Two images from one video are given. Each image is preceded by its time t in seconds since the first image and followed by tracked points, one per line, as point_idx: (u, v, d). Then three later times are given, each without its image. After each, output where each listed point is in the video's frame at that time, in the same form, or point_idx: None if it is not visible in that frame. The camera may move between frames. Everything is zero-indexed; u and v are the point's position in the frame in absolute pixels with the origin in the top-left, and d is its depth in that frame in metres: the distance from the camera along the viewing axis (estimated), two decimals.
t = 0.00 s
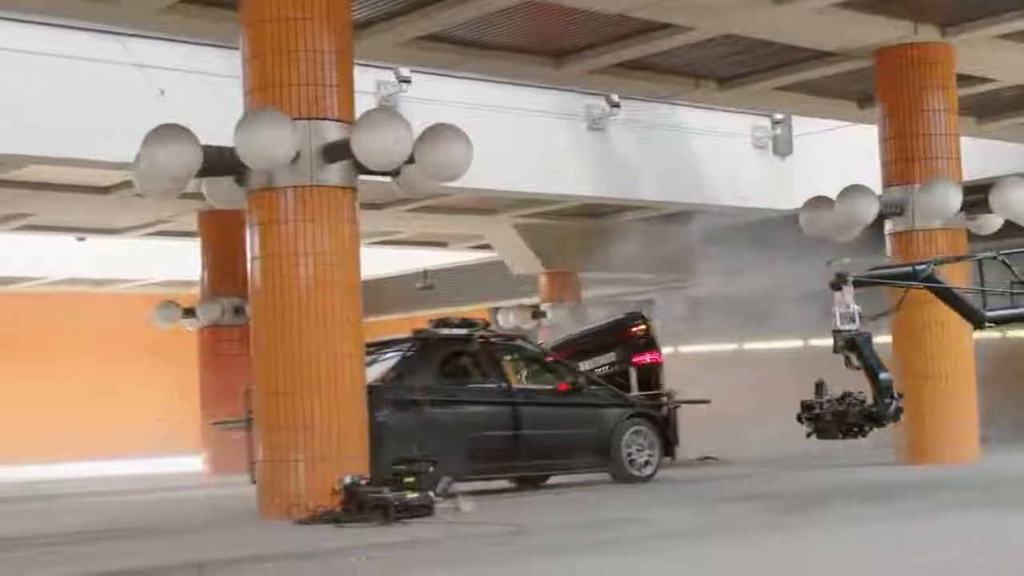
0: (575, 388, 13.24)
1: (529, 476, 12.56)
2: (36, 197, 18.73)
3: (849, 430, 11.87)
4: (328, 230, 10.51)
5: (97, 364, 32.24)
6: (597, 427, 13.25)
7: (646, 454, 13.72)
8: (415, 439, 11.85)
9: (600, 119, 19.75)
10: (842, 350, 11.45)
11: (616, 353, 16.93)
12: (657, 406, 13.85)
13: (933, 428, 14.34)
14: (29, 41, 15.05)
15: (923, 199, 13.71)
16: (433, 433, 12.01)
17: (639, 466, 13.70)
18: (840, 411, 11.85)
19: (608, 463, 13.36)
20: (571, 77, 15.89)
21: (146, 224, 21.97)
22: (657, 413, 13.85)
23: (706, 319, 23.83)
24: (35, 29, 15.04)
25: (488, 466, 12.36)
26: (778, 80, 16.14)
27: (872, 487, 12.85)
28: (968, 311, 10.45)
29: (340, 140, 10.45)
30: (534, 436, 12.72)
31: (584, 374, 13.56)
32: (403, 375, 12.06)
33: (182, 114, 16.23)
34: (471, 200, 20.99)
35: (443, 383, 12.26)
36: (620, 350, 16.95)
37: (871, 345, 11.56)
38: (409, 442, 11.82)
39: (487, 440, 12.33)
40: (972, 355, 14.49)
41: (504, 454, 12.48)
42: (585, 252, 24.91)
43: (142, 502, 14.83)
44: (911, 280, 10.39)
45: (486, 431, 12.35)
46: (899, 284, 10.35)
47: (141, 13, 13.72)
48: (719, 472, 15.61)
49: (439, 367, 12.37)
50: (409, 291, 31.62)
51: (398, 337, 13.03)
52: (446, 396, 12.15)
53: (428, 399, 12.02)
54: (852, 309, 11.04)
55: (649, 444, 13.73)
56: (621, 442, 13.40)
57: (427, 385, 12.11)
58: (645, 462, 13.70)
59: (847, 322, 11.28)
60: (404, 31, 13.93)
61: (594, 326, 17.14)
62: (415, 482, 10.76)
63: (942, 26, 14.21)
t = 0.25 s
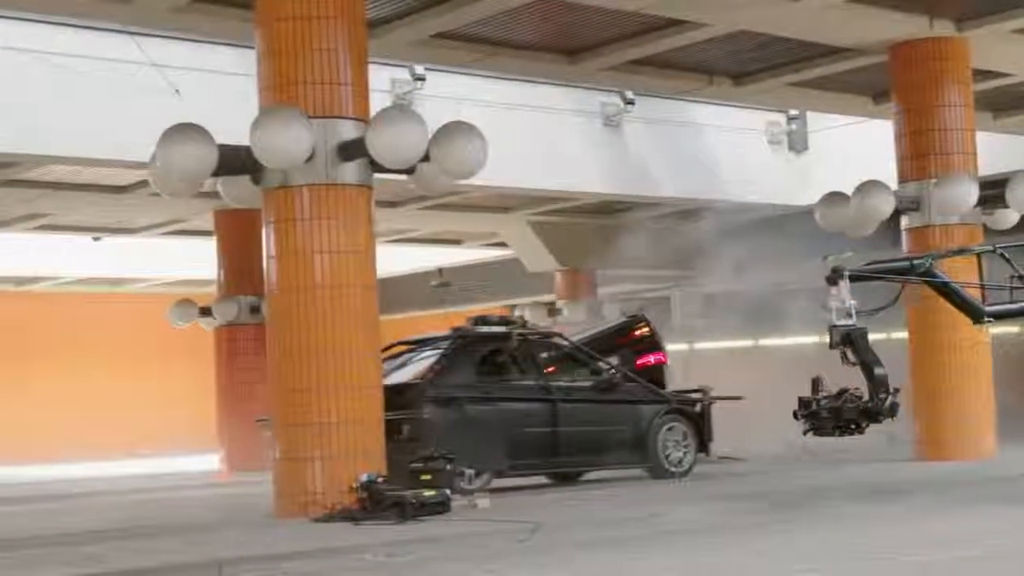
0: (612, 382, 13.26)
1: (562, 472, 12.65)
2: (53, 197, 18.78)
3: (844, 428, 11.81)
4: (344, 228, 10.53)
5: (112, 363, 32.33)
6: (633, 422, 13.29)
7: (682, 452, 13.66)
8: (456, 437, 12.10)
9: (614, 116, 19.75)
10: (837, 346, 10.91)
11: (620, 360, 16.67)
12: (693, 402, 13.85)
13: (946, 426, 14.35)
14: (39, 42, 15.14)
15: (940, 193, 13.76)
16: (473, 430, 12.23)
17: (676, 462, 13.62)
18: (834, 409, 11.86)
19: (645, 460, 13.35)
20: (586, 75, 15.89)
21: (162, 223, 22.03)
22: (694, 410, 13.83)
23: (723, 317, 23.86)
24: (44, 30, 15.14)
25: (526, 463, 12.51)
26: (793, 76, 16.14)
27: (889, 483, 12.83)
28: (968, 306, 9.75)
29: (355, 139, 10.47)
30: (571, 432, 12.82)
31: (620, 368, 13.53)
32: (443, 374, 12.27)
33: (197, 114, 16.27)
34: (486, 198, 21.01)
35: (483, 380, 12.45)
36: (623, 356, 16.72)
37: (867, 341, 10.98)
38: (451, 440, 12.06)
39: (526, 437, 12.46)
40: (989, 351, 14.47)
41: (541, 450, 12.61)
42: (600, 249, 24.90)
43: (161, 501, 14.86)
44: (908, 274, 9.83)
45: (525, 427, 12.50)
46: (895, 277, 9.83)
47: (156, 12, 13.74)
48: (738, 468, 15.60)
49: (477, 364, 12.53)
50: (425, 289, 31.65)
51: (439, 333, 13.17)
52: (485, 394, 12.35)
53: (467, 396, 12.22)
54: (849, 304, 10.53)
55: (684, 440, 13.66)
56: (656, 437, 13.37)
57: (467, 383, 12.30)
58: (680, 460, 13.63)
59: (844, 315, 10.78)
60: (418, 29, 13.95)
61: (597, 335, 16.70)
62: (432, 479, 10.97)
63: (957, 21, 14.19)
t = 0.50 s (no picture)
0: (649, 381, 13.51)
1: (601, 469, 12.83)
2: (71, 197, 18.83)
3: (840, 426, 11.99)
4: (361, 227, 10.54)
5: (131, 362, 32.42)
6: (672, 419, 13.54)
7: (719, 447, 13.95)
8: (500, 433, 12.27)
9: (631, 115, 19.73)
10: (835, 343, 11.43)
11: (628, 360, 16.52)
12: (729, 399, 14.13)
13: (960, 410, 14.34)
14: (47, 42, 15.10)
15: (957, 188, 13.79)
16: (514, 428, 12.41)
17: (712, 458, 13.90)
18: (831, 407, 11.98)
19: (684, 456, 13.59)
20: (602, 73, 15.88)
21: (180, 223, 22.08)
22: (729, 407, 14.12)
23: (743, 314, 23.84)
24: (51, 28, 15.10)
25: (567, 459, 12.70)
26: (810, 73, 16.10)
27: (908, 481, 12.80)
28: (969, 303, 10.14)
29: (371, 139, 10.48)
30: (610, 429, 13.03)
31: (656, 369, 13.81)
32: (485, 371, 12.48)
33: (214, 114, 16.30)
34: (503, 196, 21.00)
35: (524, 378, 12.65)
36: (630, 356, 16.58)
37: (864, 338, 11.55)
38: (495, 436, 12.25)
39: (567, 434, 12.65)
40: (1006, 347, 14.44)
41: (580, 447, 12.81)
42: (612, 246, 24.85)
43: (179, 499, 14.91)
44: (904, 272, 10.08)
45: (566, 424, 12.69)
46: (892, 275, 10.12)
47: (172, 12, 13.76)
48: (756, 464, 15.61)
49: (518, 363, 12.74)
50: (442, 287, 31.64)
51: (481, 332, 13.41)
52: (527, 391, 12.54)
53: (510, 394, 12.41)
54: (846, 300, 11.13)
55: (721, 437, 13.96)
56: (693, 434, 13.64)
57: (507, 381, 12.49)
58: (717, 456, 13.92)
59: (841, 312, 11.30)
60: (434, 28, 13.95)
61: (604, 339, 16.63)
62: (449, 478, 11.00)
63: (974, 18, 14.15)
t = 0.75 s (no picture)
0: (685, 380, 13.76)
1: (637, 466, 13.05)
2: (91, 198, 18.95)
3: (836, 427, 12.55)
4: (380, 227, 10.62)
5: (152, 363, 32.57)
6: (707, 418, 13.78)
7: (754, 445, 14.15)
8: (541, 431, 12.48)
9: (647, 114, 19.80)
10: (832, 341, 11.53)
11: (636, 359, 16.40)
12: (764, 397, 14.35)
13: (974, 398, 14.39)
14: (45, 42, 15.10)
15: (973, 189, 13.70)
16: (554, 426, 12.63)
17: (747, 456, 14.09)
18: (826, 406, 12.54)
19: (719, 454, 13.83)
20: (618, 72, 15.94)
21: (199, 224, 22.20)
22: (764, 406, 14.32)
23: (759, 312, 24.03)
24: (60, 30, 15.19)
25: (602, 456, 12.93)
26: (826, 72, 16.14)
27: (923, 478, 12.83)
28: (966, 300, 10.10)
29: (389, 139, 10.55)
30: (645, 427, 13.26)
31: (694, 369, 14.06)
32: (527, 369, 12.70)
33: (233, 115, 16.41)
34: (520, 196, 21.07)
35: (564, 376, 12.89)
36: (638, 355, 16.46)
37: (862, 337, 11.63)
38: (536, 434, 12.44)
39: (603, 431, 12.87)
40: None
41: (618, 444, 13.05)
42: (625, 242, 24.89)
43: (198, 498, 15.02)
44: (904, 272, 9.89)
45: (603, 421, 12.92)
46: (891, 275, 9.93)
47: (190, 15, 13.85)
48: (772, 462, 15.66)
49: (558, 361, 12.97)
50: (459, 287, 31.70)
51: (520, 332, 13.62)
52: (567, 389, 12.77)
53: (550, 392, 12.64)
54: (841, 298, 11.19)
55: (757, 436, 14.17)
56: (728, 433, 13.85)
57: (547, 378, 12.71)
58: (752, 453, 14.11)
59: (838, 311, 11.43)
60: (451, 29, 14.02)
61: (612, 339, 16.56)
62: (467, 476, 10.95)
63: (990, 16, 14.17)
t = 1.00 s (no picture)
0: (722, 379, 13.88)
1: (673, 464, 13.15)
2: (108, 200, 19.02)
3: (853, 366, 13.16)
4: (397, 227, 10.64)
5: (169, 364, 32.68)
6: (746, 417, 13.86)
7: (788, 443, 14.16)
8: (579, 429, 12.56)
9: (664, 114, 19.83)
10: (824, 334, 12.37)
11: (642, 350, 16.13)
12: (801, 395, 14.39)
13: (995, 393, 14.37)
14: (60, 45, 15.18)
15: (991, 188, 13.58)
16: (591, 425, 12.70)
17: (783, 454, 14.10)
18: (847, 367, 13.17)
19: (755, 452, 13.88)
20: (635, 72, 15.96)
21: (216, 224, 22.28)
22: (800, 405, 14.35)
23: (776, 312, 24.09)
24: (70, 31, 15.23)
25: (639, 455, 13.00)
26: (843, 71, 16.15)
27: (943, 476, 12.83)
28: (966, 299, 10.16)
29: (406, 139, 10.58)
30: (683, 426, 13.34)
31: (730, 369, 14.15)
32: (565, 368, 12.89)
33: (251, 114, 16.48)
34: (538, 196, 21.11)
35: (601, 375, 13.01)
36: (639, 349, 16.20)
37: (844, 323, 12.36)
38: (574, 432, 12.54)
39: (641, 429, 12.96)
40: None
41: (654, 443, 13.13)
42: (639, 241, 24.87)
43: (216, 498, 15.07)
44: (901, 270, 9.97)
45: (641, 420, 13.01)
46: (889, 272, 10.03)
47: (208, 16, 13.89)
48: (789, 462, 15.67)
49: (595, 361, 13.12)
50: (476, 287, 31.74)
51: (557, 334, 13.77)
52: (605, 388, 12.89)
53: (589, 391, 12.75)
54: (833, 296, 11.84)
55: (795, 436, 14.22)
56: (765, 432, 13.93)
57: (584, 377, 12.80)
58: (786, 452, 14.09)
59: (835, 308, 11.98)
60: (468, 30, 14.06)
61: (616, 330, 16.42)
62: (485, 476, 10.60)
63: (1007, 14, 14.16)
